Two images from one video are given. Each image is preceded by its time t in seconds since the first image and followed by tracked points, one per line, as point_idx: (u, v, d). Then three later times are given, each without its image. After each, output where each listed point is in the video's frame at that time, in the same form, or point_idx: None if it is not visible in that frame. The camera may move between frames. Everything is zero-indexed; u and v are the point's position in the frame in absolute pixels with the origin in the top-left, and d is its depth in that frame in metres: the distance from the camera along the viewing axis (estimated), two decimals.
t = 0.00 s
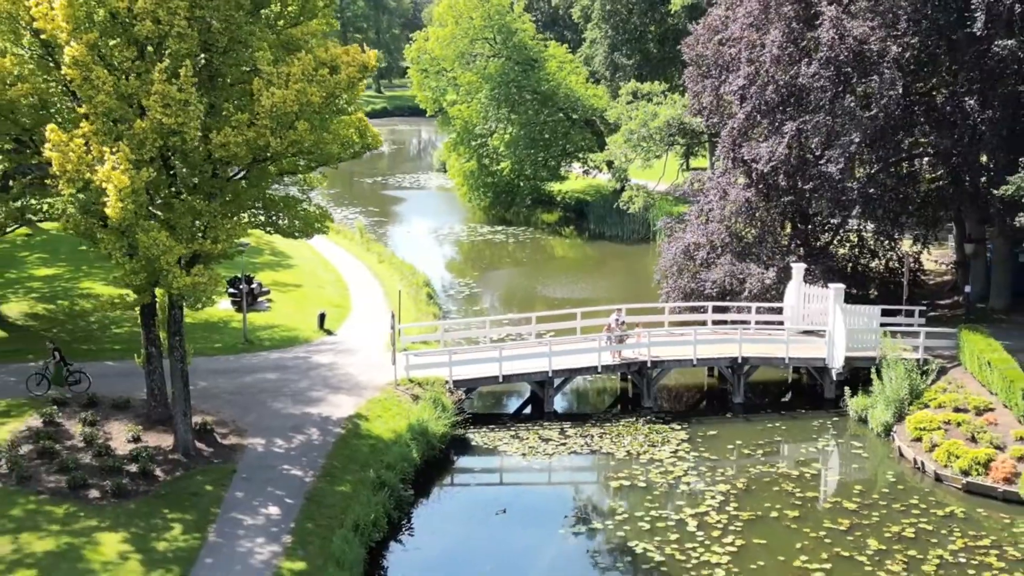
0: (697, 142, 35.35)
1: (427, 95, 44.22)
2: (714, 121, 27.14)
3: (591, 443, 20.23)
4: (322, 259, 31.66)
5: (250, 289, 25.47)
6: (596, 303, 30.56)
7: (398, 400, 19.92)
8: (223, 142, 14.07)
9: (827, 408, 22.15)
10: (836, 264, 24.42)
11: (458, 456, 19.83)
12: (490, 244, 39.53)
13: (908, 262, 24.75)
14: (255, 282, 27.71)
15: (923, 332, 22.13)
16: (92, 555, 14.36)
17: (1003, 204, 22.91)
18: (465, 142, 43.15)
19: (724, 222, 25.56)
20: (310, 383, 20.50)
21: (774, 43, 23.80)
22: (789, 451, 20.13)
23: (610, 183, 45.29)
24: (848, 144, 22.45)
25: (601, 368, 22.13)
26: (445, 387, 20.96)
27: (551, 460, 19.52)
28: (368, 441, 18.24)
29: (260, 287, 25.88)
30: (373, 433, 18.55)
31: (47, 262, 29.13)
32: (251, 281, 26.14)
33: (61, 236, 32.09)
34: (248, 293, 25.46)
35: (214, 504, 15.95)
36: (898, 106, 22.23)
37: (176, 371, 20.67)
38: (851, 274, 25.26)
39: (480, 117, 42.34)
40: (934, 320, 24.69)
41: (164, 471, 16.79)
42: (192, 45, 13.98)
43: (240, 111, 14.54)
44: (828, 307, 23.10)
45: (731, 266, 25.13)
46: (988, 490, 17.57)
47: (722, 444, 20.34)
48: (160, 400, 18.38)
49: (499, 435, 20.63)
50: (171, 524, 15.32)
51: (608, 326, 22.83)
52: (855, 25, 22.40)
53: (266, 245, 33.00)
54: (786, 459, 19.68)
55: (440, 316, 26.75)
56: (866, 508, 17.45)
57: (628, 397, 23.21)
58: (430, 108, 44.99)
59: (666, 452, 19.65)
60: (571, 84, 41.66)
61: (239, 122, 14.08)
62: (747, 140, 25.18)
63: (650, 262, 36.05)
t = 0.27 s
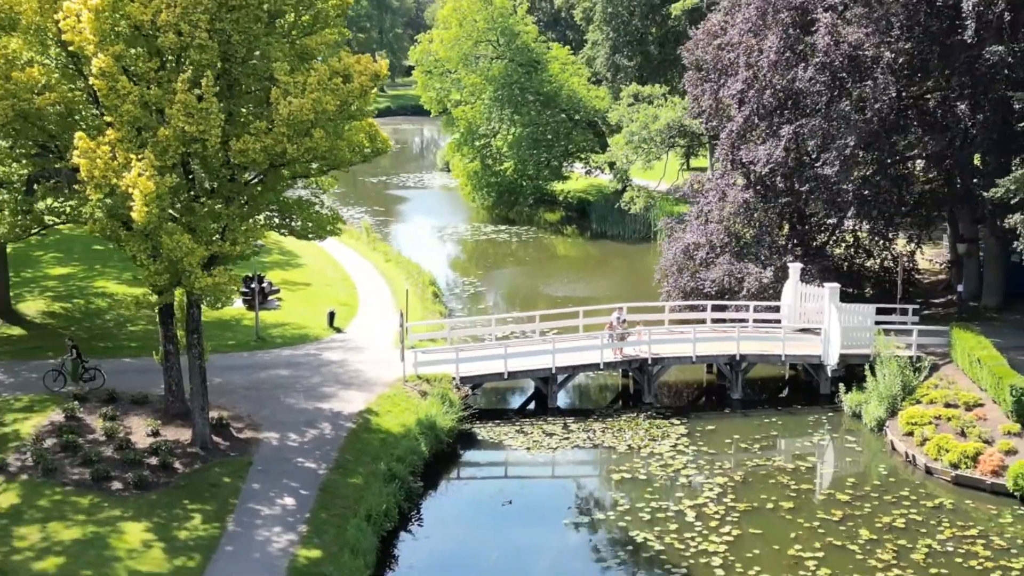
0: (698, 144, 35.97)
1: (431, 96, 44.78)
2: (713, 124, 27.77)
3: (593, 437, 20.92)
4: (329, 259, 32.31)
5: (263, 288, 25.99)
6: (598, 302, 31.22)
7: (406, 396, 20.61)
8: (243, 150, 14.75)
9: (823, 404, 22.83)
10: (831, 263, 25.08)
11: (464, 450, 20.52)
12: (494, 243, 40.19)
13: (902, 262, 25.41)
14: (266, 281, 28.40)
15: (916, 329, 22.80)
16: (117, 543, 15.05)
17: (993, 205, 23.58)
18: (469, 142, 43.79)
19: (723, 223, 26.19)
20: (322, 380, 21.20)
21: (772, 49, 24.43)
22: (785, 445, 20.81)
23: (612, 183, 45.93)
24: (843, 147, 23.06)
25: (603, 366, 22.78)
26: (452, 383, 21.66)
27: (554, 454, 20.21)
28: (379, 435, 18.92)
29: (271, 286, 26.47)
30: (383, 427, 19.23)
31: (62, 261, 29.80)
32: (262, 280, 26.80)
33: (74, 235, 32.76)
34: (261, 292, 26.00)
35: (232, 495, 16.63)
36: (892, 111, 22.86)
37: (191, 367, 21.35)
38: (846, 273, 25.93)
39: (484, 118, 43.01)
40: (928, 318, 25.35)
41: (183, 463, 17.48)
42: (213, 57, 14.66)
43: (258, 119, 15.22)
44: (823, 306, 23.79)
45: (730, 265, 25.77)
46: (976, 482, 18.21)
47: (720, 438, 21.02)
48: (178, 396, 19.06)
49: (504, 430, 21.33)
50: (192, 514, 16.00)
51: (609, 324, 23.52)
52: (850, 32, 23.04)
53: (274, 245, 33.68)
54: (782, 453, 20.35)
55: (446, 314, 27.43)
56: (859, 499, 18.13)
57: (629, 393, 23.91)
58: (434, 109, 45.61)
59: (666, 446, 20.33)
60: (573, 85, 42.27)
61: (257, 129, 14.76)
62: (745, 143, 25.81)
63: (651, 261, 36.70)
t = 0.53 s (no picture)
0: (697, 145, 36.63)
1: (435, 97, 45.44)
2: (712, 126, 28.44)
3: (594, 431, 21.61)
4: (336, 258, 33.00)
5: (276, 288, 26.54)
6: (599, 300, 31.90)
7: (414, 392, 21.30)
8: (260, 155, 15.44)
9: (818, 400, 23.52)
10: (827, 263, 25.75)
11: (470, 444, 21.21)
12: (496, 242, 40.86)
13: (895, 261, 26.07)
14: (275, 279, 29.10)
15: (908, 327, 23.48)
16: (140, 531, 15.74)
17: (983, 205, 24.28)
18: (472, 143, 44.46)
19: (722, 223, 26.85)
20: (332, 376, 21.90)
21: (769, 53, 25.09)
22: (781, 438, 21.49)
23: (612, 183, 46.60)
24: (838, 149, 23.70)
25: (604, 362, 23.47)
26: (458, 379, 22.35)
27: (557, 447, 20.91)
28: (387, 429, 19.61)
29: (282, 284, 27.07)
30: (392, 422, 19.92)
31: (75, 259, 30.47)
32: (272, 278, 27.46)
33: (86, 234, 33.44)
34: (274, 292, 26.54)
35: (248, 486, 17.31)
36: (885, 114, 23.51)
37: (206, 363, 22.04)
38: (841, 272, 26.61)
39: (487, 119, 43.73)
40: (920, 316, 26.01)
41: (200, 455, 18.17)
42: (231, 66, 15.33)
43: (274, 126, 15.91)
44: (819, 304, 24.47)
45: (728, 264, 26.44)
46: (965, 475, 18.85)
47: (718, 432, 21.70)
48: (193, 391, 19.74)
49: (508, 424, 22.02)
50: (209, 504, 16.68)
51: (610, 322, 24.20)
52: (844, 37, 23.70)
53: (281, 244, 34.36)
54: (778, 447, 21.03)
55: (450, 312, 28.12)
56: (851, 490, 18.80)
57: (630, 389, 24.60)
58: (438, 109, 46.29)
59: (665, 440, 21.02)
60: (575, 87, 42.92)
61: (274, 136, 15.45)
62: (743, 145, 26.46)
63: (651, 260, 37.38)
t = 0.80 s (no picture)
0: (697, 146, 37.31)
1: (439, 99, 46.22)
2: (712, 129, 29.11)
3: (596, 426, 22.31)
4: (343, 256, 33.70)
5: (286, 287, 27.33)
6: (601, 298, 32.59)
7: (421, 387, 22.00)
8: (277, 159, 16.12)
9: (814, 395, 24.22)
10: (822, 262, 26.44)
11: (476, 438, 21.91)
12: (500, 241, 41.56)
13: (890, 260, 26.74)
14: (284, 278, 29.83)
15: (902, 324, 24.17)
16: (161, 520, 16.43)
17: (975, 205, 24.96)
18: (476, 143, 45.20)
19: (720, 223, 27.53)
20: (342, 372, 22.61)
21: (767, 58, 25.75)
22: (777, 432, 22.19)
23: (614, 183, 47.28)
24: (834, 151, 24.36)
25: (606, 358, 24.15)
26: (464, 375, 23.05)
27: (560, 441, 21.62)
28: (397, 423, 20.31)
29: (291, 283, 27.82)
30: (401, 416, 20.62)
31: (88, 258, 31.18)
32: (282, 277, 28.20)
33: (98, 233, 34.13)
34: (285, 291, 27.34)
35: (263, 477, 18.01)
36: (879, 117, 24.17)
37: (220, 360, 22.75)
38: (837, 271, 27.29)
39: (490, 120, 44.53)
40: (914, 314, 26.70)
41: (217, 448, 18.86)
42: (248, 74, 16.02)
43: (290, 131, 16.60)
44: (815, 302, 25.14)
45: (726, 263, 27.14)
46: (954, 467, 19.51)
47: (717, 426, 22.40)
48: (209, 386, 20.45)
49: (513, 419, 22.73)
50: (227, 494, 17.38)
51: (612, 319, 24.89)
52: (840, 42, 24.37)
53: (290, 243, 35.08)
54: (775, 440, 21.71)
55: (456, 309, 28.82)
56: (844, 482, 19.49)
57: (631, 384, 25.30)
58: (442, 110, 47.04)
59: (665, 434, 21.71)
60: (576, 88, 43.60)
61: (290, 141, 16.14)
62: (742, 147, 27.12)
63: (652, 258, 38.05)
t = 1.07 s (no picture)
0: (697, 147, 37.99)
1: (443, 101, 46.92)
2: (711, 132, 29.81)
3: (598, 421, 23.04)
4: (350, 257, 34.43)
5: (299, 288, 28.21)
6: (603, 298, 33.30)
7: (429, 384, 22.73)
8: (293, 164, 16.82)
9: (810, 391, 24.94)
10: (818, 262, 27.16)
11: (482, 433, 22.65)
12: (503, 241, 42.26)
13: (885, 260, 27.41)
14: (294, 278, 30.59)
15: (895, 323, 24.86)
16: (181, 510, 17.14)
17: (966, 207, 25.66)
18: (479, 145, 45.90)
19: (719, 224, 28.22)
20: (352, 369, 23.34)
21: (764, 63, 26.45)
22: (774, 428, 22.88)
23: (616, 184, 47.98)
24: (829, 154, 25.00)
25: (608, 356, 24.86)
26: (470, 372, 23.76)
27: (563, 436, 22.36)
28: (406, 418, 21.04)
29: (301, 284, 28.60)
30: (410, 412, 21.34)
31: (102, 258, 31.90)
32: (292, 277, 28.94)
33: (110, 234, 34.86)
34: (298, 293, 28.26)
35: (278, 470, 18.72)
36: (874, 121, 24.82)
37: (234, 357, 23.49)
38: (832, 271, 28.00)
39: (494, 122, 45.22)
40: (908, 313, 27.40)
41: (232, 442, 19.57)
42: (265, 83, 16.72)
43: (305, 137, 17.30)
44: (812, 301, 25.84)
45: (725, 264, 27.84)
46: (944, 461, 20.20)
47: (715, 421, 23.12)
48: (224, 382, 21.16)
49: (517, 415, 23.46)
50: (244, 485, 18.09)
51: (613, 318, 25.60)
52: (835, 48, 25.06)
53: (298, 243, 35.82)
54: (771, 435, 22.42)
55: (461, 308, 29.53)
56: (838, 475, 20.19)
57: (632, 381, 26.01)
58: (446, 112, 47.74)
59: (665, 429, 22.44)
60: (579, 91, 44.27)
61: (306, 147, 16.84)
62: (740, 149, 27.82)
63: (653, 258, 38.74)
